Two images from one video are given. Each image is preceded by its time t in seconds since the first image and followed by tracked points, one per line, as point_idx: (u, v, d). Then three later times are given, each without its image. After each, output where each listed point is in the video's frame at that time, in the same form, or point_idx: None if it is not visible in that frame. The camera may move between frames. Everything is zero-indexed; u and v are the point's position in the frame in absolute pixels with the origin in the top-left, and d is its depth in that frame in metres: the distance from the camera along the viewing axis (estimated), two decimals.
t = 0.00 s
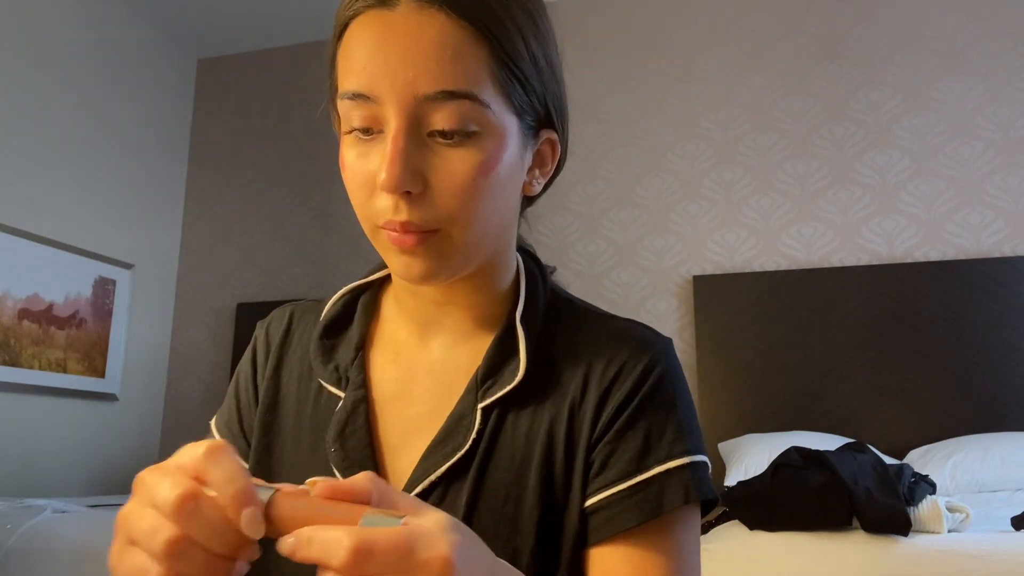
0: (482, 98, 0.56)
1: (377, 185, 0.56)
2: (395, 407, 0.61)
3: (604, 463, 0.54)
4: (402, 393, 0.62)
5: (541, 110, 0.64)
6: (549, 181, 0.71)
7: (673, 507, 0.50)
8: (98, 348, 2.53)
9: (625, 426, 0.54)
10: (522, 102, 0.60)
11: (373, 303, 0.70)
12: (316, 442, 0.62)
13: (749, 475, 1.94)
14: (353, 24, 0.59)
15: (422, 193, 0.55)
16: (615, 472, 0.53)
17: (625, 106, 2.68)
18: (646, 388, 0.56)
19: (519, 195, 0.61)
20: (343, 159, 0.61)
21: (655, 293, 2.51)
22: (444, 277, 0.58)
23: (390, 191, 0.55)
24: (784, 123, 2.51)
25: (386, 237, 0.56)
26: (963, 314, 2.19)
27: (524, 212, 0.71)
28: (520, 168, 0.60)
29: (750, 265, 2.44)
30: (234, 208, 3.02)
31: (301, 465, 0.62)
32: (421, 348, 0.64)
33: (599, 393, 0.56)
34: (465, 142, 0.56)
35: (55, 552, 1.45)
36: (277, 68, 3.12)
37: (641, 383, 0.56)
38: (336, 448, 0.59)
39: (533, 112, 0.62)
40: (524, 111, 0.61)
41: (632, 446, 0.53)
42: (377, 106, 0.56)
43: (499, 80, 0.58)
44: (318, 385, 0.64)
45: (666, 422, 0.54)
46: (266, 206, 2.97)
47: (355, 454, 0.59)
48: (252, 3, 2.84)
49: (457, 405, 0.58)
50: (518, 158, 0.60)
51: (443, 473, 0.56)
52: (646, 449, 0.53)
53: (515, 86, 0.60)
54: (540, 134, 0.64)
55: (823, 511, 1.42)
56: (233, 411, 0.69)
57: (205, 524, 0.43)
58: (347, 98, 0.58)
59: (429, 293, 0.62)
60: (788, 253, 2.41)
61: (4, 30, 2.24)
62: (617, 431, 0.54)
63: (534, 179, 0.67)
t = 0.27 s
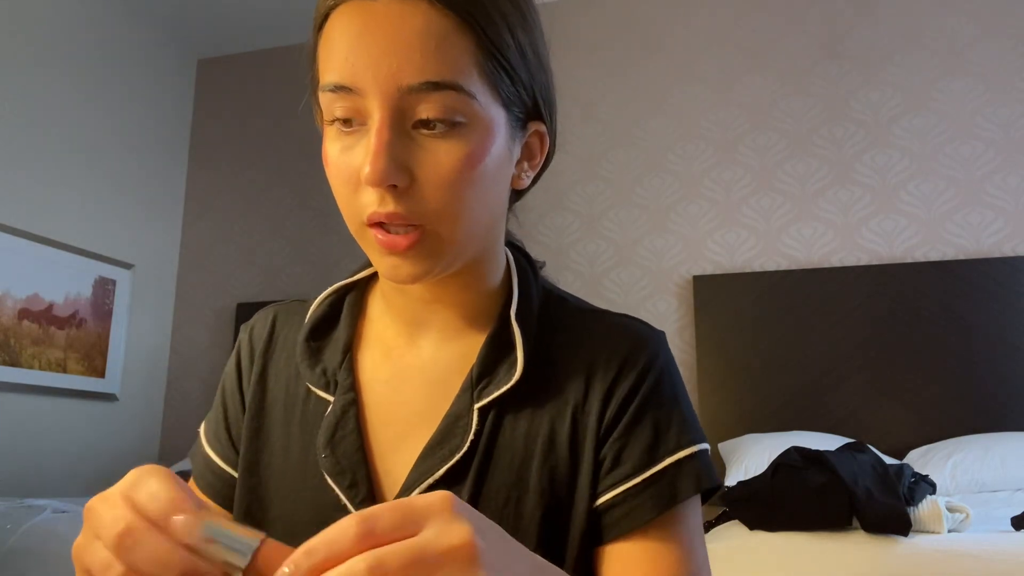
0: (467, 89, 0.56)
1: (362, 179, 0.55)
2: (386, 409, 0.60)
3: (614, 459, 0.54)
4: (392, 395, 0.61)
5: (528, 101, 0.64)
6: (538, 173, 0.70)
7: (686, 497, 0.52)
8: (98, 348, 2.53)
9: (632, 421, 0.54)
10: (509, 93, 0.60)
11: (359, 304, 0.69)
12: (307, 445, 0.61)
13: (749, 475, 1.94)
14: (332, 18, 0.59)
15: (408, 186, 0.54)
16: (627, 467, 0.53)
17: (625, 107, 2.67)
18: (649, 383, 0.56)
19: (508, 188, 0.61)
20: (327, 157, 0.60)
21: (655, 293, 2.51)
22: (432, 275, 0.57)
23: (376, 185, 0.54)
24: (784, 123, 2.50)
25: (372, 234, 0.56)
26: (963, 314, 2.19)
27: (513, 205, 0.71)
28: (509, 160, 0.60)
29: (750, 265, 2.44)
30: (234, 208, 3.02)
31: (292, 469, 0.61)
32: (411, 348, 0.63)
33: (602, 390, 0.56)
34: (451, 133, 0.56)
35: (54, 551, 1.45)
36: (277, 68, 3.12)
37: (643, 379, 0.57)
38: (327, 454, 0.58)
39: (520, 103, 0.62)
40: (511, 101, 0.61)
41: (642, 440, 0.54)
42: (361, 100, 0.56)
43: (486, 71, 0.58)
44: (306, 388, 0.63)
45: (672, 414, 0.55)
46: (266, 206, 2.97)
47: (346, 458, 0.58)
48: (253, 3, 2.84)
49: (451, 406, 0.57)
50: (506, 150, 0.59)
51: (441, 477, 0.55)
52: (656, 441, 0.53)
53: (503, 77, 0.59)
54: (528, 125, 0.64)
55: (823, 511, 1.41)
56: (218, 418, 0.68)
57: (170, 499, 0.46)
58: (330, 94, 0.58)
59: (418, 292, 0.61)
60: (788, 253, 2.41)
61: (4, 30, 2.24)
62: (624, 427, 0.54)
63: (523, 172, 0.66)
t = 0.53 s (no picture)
0: (450, 82, 0.56)
1: (343, 175, 0.55)
2: (374, 409, 0.60)
3: (604, 452, 0.53)
4: (381, 395, 0.61)
5: (514, 96, 0.64)
6: (529, 169, 0.70)
7: (679, 488, 0.51)
8: (98, 348, 2.53)
9: (622, 414, 0.54)
10: (493, 86, 0.60)
11: (350, 303, 0.69)
12: (297, 447, 0.61)
13: (750, 475, 1.94)
14: (311, 14, 0.59)
15: (390, 180, 0.54)
16: (617, 460, 0.52)
17: (626, 107, 2.67)
18: (637, 375, 0.56)
19: (495, 181, 0.61)
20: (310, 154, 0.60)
21: (655, 293, 2.51)
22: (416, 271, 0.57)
23: (358, 181, 0.54)
24: (784, 123, 2.50)
25: (355, 230, 0.56)
26: (963, 314, 2.19)
27: (503, 200, 0.71)
28: (495, 153, 0.60)
29: (750, 265, 2.43)
30: (235, 208, 3.02)
31: (283, 472, 0.60)
32: (401, 346, 0.63)
33: (591, 384, 0.56)
34: (434, 127, 0.56)
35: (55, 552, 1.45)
36: (277, 68, 3.12)
37: (632, 371, 0.56)
38: (316, 455, 0.58)
39: (505, 97, 0.62)
40: (495, 96, 0.61)
41: (632, 431, 0.53)
42: (341, 96, 0.56)
43: (469, 65, 0.58)
44: (296, 389, 0.63)
45: (662, 404, 0.54)
46: (266, 206, 2.97)
47: (334, 458, 0.57)
48: (253, 3, 2.84)
49: (441, 404, 0.57)
50: (491, 144, 0.59)
51: (431, 476, 0.55)
52: (648, 433, 0.53)
53: (487, 72, 0.59)
54: (514, 120, 0.64)
55: (823, 511, 1.41)
56: (212, 421, 0.68)
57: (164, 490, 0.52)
58: (311, 89, 0.58)
59: (405, 289, 0.61)
60: (788, 253, 2.41)
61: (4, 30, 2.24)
62: (614, 420, 0.54)
63: (510, 167, 0.66)
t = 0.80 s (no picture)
0: (441, 78, 0.56)
1: (335, 170, 0.55)
2: (365, 406, 0.60)
3: (592, 446, 0.53)
4: (372, 392, 0.61)
5: (504, 95, 0.64)
6: (520, 168, 0.70)
7: (667, 479, 0.51)
8: (98, 348, 2.54)
9: (609, 407, 0.54)
10: (483, 85, 0.60)
11: (342, 302, 0.69)
12: (288, 445, 0.60)
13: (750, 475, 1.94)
14: (303, 14, 0.60)
15: (381, 175, 0.54)
16: (605, 452, 0.52)
17: (626, 107, 2.67)
18: (624, 368, 0.56)
19: (486, 181, 0.61)
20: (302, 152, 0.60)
21: (655, 293, 2.51)
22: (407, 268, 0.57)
23: (348, 176, 0.54)
24: (784, 123, 2.50)
25: (346, 226, 0.56)
26: (963, 314, 2.19)
27: (495, 199, 0.71)
28: (485, 151, 0.60)
29: (750, 265, 2.43)
30: (235, 208, 3.02)
31: (274, 471, 0.60)
32: (392, 343, 0.63)
33: (579, 378, 0.56)
34: (425, 122, 0.56)
35: (55, 551, 1.45)
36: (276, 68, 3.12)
37: (620, 365, 0.56)
38: (305, 454, 0.58)
39: (495, 96, 0.62)
40: (485, 95, 0.61)
41: (619, 423, 0.53)
42: (333, 92, 0.57)
43: (459, 62, 0.58)
44: (287, 388, 0.63)
45: (649, 396, 0.54)
46: (266, 206, 2.97)
47: (323, 456, 0.57)
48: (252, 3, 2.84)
49: (429, 400, 0.57)
50: (482, 141, 0.59)
51: (418, 472, 0.55)
52: (635, 425, 0.53)
53: (477, 70, 0.59)
54: (504, 119, 0.64)
55: (823, 512, 1.41)
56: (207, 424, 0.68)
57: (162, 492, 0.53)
58: (303, 87, 0.58)
59: (396, 286, 0.61)
60: (787, 253, 2.41)
61: (4, 31, 2.24)
62: (602, 414, 0.54)
63: (500, 167, 0.65)
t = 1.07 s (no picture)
0: (436, 77, 0.56)
1: (331, 170, 0.55)
2: (358, 407, 0.60)
3: (589, 448, 0.53)
4: (364, 392, 0.61)
5: (497, 97, 0.64)
6: (513, 170, 0.70)
7: (662, 482, 0.51)
8: (98, 348, 2.54)
9: (604, 409, 0.54)
10: (477, 87, 0.60)
11: (335, 304, 0.69)
12: (283, 448, 0.60)
13: (749, 475, 1.94)
14: (299, 14, 0.60)
15: (377, 174, 0.54)
16: (603, 457, 0.52)
17: (626, 107, 2.67)
18: (620, 371, 0.56)
19: (480, 183, 0.61)
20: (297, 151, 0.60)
21: (655, 293, 2.51)
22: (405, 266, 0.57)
23: (345, 175, 0.54)
24: (784, 123, 2.50)
25: (343, 225, 0.55)
26: (963, 314, 2.19)
27: (488, 200, 0.71)
28: (479, 152, 0.60)
29: (750, 265, 2.43)
30: (235, 208, 3.02)
31: (270, 472, 0.60)
32: (385, 344, 0.63)
33: (576, 380, 0.56)
34: (421, 121, 0.56)
35: (56, 551, 1.45)
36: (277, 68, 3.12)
37: (615, 368, 0.56)
38: (299, 454, 0.58)
39: (489, 99, 0.62)
40: (479, 97, 0.61)
41: (614, 426, 0.53)
42: (329, 91, 0.56)
43: (454, 64, 0.58)
44: (282, 390, 0.63)
45: (643, 399, 0.54)
46: (266, 206, 2.97)
47: (317, 456, 0.57)
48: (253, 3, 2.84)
49: (424, 399, 0.57)
50: (476, 142, 0.59)
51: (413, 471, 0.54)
52: (631, 429, 0.53)
53: (471, 72, 0.59)
54: (498, 121, 0.64)
55: (823, 512, 1.41)
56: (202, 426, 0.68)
57: (163, 495, 0.49)
58: (299, 87, 0.58)
59: (391, 286, 0.61)
60: (788, 253, 2.41)
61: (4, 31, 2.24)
62: (598, 416, 0.54)
63: (494, 168, 0.65)
